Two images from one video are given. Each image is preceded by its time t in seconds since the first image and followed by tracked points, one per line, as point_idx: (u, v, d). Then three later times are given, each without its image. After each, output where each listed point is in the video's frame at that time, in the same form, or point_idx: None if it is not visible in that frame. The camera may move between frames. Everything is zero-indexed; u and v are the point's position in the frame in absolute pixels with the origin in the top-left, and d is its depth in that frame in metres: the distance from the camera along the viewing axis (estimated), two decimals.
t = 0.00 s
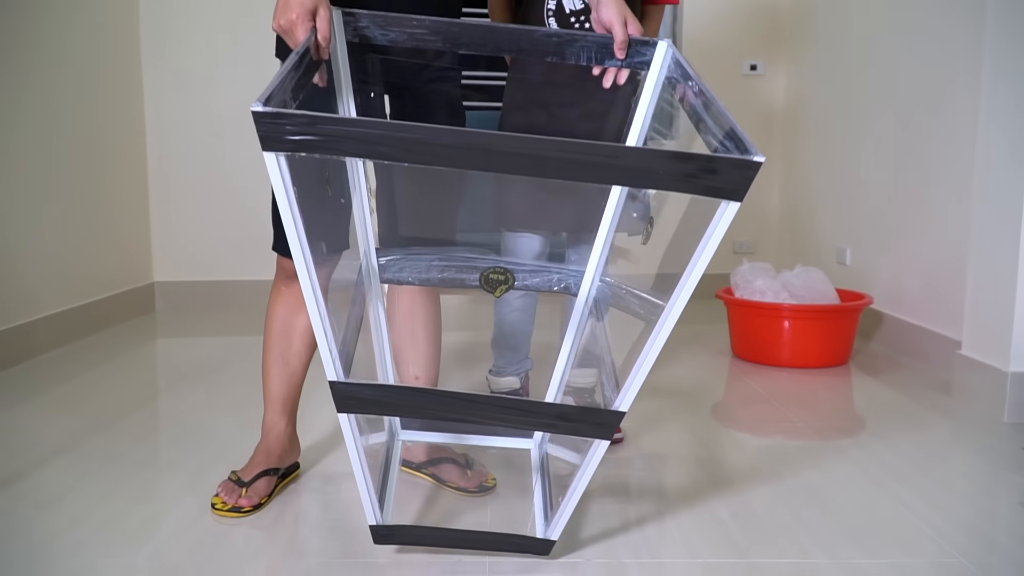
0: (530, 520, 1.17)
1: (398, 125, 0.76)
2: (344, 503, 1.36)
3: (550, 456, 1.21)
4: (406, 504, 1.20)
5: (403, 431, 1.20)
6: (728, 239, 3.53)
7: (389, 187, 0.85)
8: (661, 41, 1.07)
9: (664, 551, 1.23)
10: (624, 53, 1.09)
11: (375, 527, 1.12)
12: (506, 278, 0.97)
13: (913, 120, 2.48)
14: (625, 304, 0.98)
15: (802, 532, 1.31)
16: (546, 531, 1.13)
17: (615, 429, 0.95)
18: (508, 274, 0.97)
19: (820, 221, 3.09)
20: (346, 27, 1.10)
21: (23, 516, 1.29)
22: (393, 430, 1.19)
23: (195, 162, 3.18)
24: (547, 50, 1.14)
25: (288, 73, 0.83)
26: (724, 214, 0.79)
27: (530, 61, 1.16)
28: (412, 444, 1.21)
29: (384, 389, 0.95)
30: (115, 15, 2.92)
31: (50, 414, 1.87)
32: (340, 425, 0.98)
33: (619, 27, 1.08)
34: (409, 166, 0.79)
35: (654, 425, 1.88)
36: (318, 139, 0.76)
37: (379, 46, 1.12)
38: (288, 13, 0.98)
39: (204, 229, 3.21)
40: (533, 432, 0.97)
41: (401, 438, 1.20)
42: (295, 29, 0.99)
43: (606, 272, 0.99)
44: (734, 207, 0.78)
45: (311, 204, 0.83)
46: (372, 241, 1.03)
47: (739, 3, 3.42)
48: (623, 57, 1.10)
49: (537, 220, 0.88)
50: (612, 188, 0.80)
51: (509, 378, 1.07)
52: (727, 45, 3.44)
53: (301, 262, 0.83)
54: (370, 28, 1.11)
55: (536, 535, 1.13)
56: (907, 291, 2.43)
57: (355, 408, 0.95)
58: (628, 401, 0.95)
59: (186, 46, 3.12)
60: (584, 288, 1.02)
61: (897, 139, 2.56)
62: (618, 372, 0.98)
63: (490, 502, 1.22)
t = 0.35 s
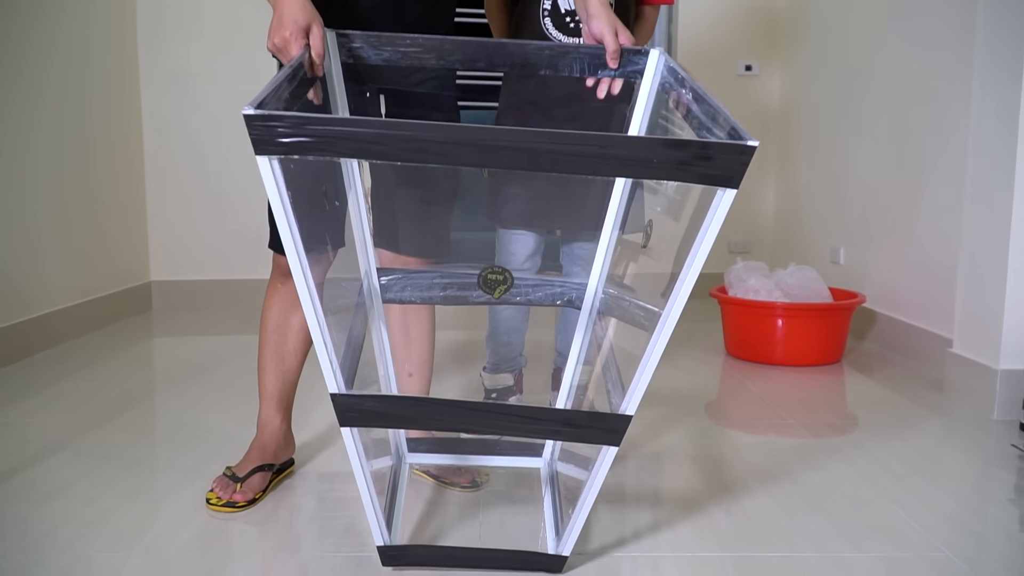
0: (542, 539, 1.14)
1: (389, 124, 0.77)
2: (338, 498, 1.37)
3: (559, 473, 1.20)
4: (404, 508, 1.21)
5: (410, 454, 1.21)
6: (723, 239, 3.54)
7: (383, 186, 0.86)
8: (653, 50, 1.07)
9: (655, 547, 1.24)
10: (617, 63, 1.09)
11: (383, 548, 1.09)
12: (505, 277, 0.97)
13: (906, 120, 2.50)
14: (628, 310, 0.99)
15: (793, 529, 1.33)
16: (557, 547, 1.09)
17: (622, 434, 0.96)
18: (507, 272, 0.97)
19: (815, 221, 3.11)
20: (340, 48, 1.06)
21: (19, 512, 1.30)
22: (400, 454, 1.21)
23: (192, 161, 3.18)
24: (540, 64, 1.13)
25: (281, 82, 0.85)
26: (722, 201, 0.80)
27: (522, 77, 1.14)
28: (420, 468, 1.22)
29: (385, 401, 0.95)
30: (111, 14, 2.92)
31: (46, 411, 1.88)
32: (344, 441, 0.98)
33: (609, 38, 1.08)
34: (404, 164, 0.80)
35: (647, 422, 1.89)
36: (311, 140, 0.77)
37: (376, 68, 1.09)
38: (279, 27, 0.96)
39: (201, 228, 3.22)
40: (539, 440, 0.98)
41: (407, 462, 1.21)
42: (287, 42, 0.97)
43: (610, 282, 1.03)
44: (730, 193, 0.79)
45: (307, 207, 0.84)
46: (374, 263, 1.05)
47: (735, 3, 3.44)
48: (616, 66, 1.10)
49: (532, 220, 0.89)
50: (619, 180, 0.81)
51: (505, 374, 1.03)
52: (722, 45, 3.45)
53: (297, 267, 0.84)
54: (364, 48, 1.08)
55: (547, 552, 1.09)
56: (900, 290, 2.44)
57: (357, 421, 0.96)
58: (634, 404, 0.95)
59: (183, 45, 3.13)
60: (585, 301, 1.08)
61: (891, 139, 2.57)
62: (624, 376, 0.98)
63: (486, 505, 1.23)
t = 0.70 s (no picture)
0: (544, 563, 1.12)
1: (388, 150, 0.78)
2: (341, 510, 1.39)
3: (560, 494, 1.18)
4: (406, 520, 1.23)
5: (410, 478, 1.18)
6: (722, 245, 3.56)
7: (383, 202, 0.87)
8: (646, 77, 1.03)
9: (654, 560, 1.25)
10: (610, 89, 1.05)
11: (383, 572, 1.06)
12: (502, 298, 0.99)
13: (904, 129, 2.52)
14: (626, 331, 0.99)
15: (790, 541, 1.34)
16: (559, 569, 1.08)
17: (620, 453, 0.97)
18: (504, 294, 0.98)
19: (813, 227, 3.12)
20: (337, 78, 1.02)
21: (25, 524, 1.32)
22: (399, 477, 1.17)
23: (193, 167, 3.20)
24: (534, 90, 1.08)
25: (280, 111, 0.85)
26: (712, 220, 0.81)
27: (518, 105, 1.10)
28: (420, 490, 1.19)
29: (385, 423, 0.97)
30: (113, 21, 2.94)
31: (50, 420, 1.89)
32: (344, 464, 0.99)
33: (603, 64, 1.05)
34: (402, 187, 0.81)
35: (646, 432, 1.90)
36: (310, 166, 0.78)
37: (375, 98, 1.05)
38: (279, 57, 0.95)
39: (202, 234, 3.24)
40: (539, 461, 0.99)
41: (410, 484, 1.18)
42: (286, 72, 0.96)
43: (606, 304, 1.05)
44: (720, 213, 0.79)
45: (306, 231, 0.85)
46: (374, 286, 1.05)
47: (734, 11, 3.46)
48: (609, 93, 1.06)
49: (531, 234, 0.89)
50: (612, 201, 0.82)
51: (505, 384, 1.08)
52: (721, 52, 3.47)
53: (297, 290, 0.85)
54: (362, 77, 1.03)
55: None
56: (897, 299, 2.46)
57: (358, 443, 0.97)
58: (631, 422, 0.97)
59: (185, 53, 3.15)
60: (582, 322, 1.08)
61: (890, 147, 2.59)
62: (620, 396, 1.00)
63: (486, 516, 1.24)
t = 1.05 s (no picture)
0: None
1: (387, 223, 0.80)
2: (349, 554, 1.42)
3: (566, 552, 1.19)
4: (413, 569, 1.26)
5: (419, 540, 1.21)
6: (724, 264, 3.58)
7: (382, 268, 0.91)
8: (630, 144, 1.08)
9: None
10: (596, 156, 1.08)
11: None
12: (496, 358, 1.04)
13: (904, 156, 2.54)
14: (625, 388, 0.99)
15: None
16: None
17: (615, 503, 0.99)
18: (498, 354, 1.04)
19: (814, 250, 3.14)
20: (342, 156, 1.07)
21: (41, 569, 1.35)
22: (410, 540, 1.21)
23: (199, 190, 3.23)
24: (526, 160, 1.10)
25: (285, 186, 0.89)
26: (689, 278, 0.82)
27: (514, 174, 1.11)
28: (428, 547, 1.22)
29: (392, 482, 0.99)
30: (120, 46, 2.96)
31: (61, 454, 1.92)
32: (354, 522, 1.02)
33: (589, 133, 1.08)
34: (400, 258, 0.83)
35: (650, 465, 1.93)
36: (314, 242, 0.81)
37: (379, 174, 1.09)
38: (287, 140, 1.01)
39: (208, 256, 3.26)
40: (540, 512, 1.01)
41: (417, 544, 1.21)
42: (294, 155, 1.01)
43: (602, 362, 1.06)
44: (697, 271, 0.81)
45: (311, 302, 0.88)
46: (380, 351, 1.11)
47: (736, 32, 3.48)
48: (596, 160, 1.08)
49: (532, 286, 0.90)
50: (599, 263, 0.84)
51: (510, 422, 1.10)
52: (723, 73, 3.50)
53: (305, 358, 0.88)
54: (366, 155, 1.08)
55: None
56: (897, 325, 2.49)
57: (365, 502, 1.00)
58: (625, 473, 0.97)
59: (190, 78, 3.17)
60: (580, 382, 1.08)
61: (891, 174, 2.61)
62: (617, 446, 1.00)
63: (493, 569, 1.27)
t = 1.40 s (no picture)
0: None
1: (400, 318, 0.83)
2: None
3: None
4: None
5: None
6: (725, 292, 3.61)
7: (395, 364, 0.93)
8: (630, 238, 1.12)
9: None
10: (599, 249, 1.13)
11: None
12: (507, 442, 1.05)
13: (904, 196, 2.56)
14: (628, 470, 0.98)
15: None
16: None
17: None
18: (509, 438, 1.05)
19: (816, 281, 3.17)
20: (360, 248, 1.11)
21: None
22: None
23: (205, 221, 3.25)
24: (532, 251, 1.16)
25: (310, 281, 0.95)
26: (686, 366, 0.85)
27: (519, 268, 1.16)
28: None
29: (406, 562, 1.00)
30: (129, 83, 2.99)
31: (74, 501, 1.95)
32: None
33: (592, 227, 1.15)
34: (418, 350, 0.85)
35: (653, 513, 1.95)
36: (339, 335, 0.83)
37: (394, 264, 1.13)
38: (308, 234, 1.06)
39: (214, 287, 3.29)
40: None
41: None
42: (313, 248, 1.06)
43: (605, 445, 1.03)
44: (694, 358, 0.83)
45: (332, 393, 0.90)
46: (391, 434, 1.11)
47: (737, 63, 3.51)
48: (598, 253, 1.14)
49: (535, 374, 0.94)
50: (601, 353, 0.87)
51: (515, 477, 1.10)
52: (724, 104, 3.52)
53: (328, 447, 0.89)
54: (383, 246, 1.12)
55: None
56: (897, 364, 2.52)
57: None
58: (629, 552, 0.97)
59: (196, 111, 3.20)
60: (584, 464, 1.05)
61: (891, 214, 2.64)
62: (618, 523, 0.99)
63: None
